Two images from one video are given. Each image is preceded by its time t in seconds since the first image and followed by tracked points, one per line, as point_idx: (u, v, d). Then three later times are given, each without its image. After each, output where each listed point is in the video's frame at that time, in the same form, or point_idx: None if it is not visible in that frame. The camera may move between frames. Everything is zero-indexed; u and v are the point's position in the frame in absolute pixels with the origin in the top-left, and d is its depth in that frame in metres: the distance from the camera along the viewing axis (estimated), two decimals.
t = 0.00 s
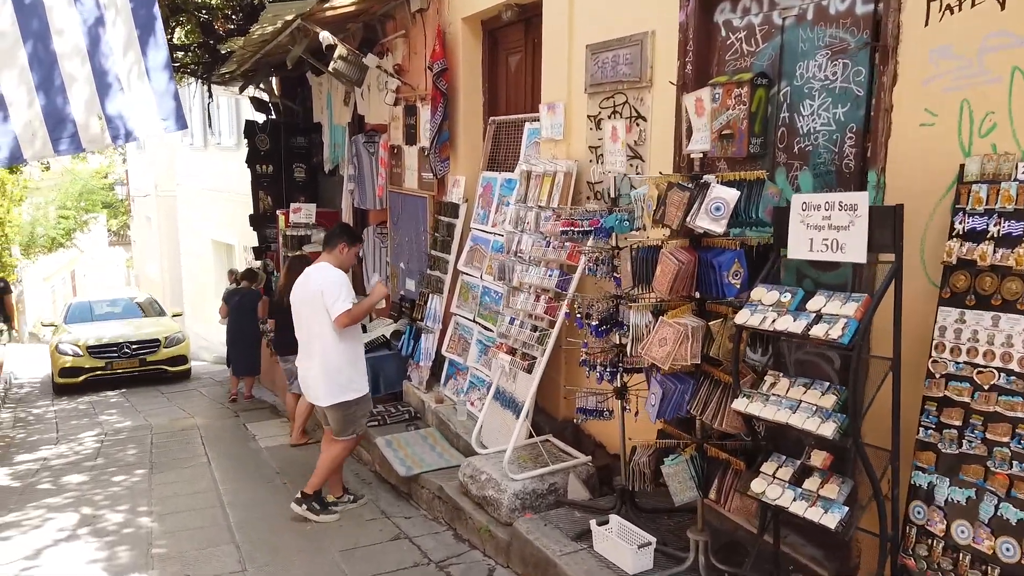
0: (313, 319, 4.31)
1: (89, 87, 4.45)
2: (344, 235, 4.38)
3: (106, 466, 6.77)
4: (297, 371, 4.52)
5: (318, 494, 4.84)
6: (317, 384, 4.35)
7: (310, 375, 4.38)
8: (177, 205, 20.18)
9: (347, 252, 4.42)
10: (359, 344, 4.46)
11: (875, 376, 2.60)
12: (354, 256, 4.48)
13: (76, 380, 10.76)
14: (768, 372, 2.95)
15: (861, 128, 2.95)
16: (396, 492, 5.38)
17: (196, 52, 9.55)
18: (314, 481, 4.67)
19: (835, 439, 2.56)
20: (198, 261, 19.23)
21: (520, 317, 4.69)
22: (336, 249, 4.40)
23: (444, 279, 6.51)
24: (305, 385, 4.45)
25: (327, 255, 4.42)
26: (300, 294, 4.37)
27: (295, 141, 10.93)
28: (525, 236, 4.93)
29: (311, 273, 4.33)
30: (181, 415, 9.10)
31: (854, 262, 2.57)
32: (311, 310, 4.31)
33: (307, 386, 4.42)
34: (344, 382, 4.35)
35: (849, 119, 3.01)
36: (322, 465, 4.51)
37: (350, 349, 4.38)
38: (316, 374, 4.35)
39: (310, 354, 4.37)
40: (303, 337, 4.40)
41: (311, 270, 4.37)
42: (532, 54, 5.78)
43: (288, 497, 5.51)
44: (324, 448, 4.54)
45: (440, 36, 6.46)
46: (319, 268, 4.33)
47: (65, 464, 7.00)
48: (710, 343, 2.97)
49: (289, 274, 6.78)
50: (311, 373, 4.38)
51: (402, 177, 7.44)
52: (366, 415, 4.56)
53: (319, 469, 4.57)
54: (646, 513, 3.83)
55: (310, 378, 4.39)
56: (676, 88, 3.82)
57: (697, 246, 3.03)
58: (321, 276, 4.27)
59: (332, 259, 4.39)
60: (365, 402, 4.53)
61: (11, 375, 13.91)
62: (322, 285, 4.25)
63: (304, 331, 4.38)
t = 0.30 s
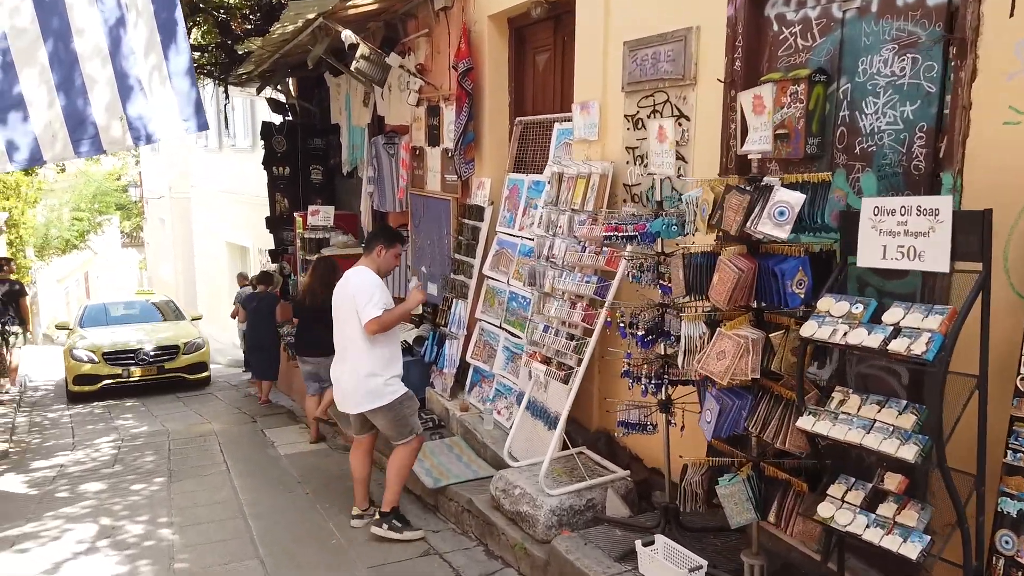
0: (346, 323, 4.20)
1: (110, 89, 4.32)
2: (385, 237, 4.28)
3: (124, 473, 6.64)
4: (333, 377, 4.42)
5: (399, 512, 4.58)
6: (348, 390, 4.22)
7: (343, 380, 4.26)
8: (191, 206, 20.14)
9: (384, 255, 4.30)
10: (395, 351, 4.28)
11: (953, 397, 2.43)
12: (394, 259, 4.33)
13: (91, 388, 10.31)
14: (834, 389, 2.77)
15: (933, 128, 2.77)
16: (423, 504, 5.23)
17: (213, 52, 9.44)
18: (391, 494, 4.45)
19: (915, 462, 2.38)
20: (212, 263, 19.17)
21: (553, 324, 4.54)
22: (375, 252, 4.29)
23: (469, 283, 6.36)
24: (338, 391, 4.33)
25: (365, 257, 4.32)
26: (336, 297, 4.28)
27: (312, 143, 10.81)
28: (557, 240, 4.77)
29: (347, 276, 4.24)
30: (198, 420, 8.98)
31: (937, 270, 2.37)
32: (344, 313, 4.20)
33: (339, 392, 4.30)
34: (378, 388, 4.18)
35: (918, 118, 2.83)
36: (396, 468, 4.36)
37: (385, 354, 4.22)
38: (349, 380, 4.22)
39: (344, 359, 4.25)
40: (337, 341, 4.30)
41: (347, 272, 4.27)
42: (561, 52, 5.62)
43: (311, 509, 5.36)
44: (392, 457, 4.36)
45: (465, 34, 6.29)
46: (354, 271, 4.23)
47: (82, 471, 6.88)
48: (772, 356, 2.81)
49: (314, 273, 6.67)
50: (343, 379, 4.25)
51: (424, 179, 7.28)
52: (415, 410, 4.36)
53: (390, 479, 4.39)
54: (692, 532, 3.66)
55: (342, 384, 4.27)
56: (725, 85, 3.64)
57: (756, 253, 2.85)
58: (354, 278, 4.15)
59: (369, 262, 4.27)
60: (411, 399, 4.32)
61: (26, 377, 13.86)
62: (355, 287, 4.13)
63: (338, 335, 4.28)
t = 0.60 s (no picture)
0: (403, 328, 4.12)
1: (150, 85, 4.37)
2: (448, 237, 4.18)
3: (152, 474, 6.57)
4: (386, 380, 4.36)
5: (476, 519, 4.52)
6: (403, 396, 4.17)
7: (397, 385, 4.20)
8: (206, 207, 20.15)
9: (447, 256, 4.21)
10: (452, 356, 4.22)
11: None
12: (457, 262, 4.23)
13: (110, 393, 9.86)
14: (919, 390, 2.65)
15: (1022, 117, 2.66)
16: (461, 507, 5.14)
17: (236, 51, 9.38)
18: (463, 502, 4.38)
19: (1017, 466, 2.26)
20: (227, 263, 19.16)
21: (597, 322, 4.44)
22: (435, 253, 4.20)
23: (502, 282, 6.27)
24: (392, 395, 4.27)
25: (426, 258, 4.23)
26: (393, 300, 4.20)
27: (333, 142, 10.75)
28: (601, 238, 4.66)
29: (405, 279, 4.16)
30: (221, 421, 8.91)
31: None
32: (402, 318, 4.12)
33: (392, 397, 4.24)
34: (435, 396, 4.12)
35: (1004, 108, 2.72)
36: (461, 474, 4.30)
37: (443, 360, 4.15)
38: (406, 386, 4.15)
39: (400, 365, 4.18)
40: (392, 344, 4.23)
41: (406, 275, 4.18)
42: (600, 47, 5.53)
43: (346, 511, 5.27)
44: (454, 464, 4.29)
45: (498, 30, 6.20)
46: (413, 274, 4.13)
47: (110, 471, 6.82)
48: (851, 356, 2.69)
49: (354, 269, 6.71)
50: (397, 384, 4.19)
51: (453, 177, 7.18)
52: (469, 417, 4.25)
53: (455, 486, 4.33)
54: (750, 537, 3.57)
55: (397, 389, 4.21)
56: (786, 76, 3.52)
57: (835, 249, 2.74)
58: (415, 283, 4.06)
59: (428, 264, 4.17)
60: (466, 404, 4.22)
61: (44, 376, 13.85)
62: (415, 292, 4.05)
63: (394, 339, 4.20)
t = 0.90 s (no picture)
0: (497, 328, 4.01)
1: (211, 86, 4.76)
2: (526, 229, 4.11)
3: (191, 475, 6.54)
4: (461, 379, 4.21)
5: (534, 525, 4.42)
6: (491, 397, 4.07)
7: (485, 387, 4.08)
8: (225, 208, 20.21)
9: (525, 249, 4.15)
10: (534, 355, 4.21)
11: None
12: (532, 256, 4.19)
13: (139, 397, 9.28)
14: None
15: None
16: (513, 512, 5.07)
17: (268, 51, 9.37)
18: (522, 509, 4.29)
19: None
20: (246, 264, 19.20)
21: (657, 324, 4.37)
22: (516, 248, 4.12)
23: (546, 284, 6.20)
24: (473, 397, 4.14)
25: (505, 252, 4.12)
26: (478, 298, 4.05)
27: (361, 143, 10.73)
28: (659, 240, 4.60)
29: (494, 277, 4.02)
30: (253, 422, 8.89)
31: None
32: (494, 318, 4.00)
33: (476, 399, 4.12)
34: (526, 395, 4.09)
35: None
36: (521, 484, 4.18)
37: (531, 359, 4.12)
38: (496, 386, 4.05)
39: (488, 365, 4.07)
40: (476, 345, 4.08)
41: (492, 272, 4.05)
42: (653, 46, 5.47)
43: (395, 514, 5.23)
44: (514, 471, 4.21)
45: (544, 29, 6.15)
46: (503, 272, 4.02)
47: (148, 472, 6.80)
48: (956, 360, 2.60)
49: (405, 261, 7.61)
50: (485, 386, 4.08)
51: (492, 178, 7.13)
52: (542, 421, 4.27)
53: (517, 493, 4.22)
54: (829, 545, 3.48)
55: (484, 390, 4.09)
56: (867, 73, 3.45)
57: (939, 249, 2.67)
58: (511, 282, 3.96)
59: (512, 261, 4.08)
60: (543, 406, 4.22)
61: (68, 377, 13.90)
62: (513, 290, 3.95)
63: (481, 339, 4.06)
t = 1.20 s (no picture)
0: (551, 328, 3.89)
1: (248, 84, 4.91)
2: (557, 228, 4.02)
3: (216, 477, 6.45)
4: (514, 390, 4.02)
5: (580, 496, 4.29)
6: (551, 401, 3.92)
7: (544, 392, 3.92)
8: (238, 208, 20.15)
9: (559, 247, 4.08)
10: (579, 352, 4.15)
11: None
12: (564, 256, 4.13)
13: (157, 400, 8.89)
14: None
15: None
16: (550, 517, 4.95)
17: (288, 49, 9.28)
18: (575, 480, 4.19)
19: None
20: (259, 264, 19.14)
21: (706, 324, 4.25)
22: (551, 246, 4.04)
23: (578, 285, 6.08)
24: (530, 404, 3.96)
25: (540, 251, 4.02)
26: (525, 302, 3.91)
27: (381, 142, 10.62)
28: (704, 239, 4.46)
29: (539, 276, 3.91)
30: (273, 423, 8.80)
31: None
32: (547, 318, 3.88)
33: (535, 406, 3.94)
34: (584, 394, 4.00)
35: None
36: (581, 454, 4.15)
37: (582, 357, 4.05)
38: (557, 389, 3.92)
39: (545, 369, 3.93)
40: (530, 350, 3.93)
41: (535, 272, 3.93)
42: (692, 41, 5.36)
43: (428, 519, 5.12)
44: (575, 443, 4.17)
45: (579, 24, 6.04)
46: (547, 270, 3.93)
47: (172, 474, 6.71)
48: None
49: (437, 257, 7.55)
50: (543, 390, 3.92)
51: (520, 176, 7.00)
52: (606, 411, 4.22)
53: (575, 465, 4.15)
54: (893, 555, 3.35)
55: (545, 394, 3.93)
56: (935, 65, 3.32)
57: None
58: (559, 278, 3.88)
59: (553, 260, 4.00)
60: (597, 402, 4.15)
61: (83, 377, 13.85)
62: (563, 287, 3.88)
63: (534, 342, 3.91)
